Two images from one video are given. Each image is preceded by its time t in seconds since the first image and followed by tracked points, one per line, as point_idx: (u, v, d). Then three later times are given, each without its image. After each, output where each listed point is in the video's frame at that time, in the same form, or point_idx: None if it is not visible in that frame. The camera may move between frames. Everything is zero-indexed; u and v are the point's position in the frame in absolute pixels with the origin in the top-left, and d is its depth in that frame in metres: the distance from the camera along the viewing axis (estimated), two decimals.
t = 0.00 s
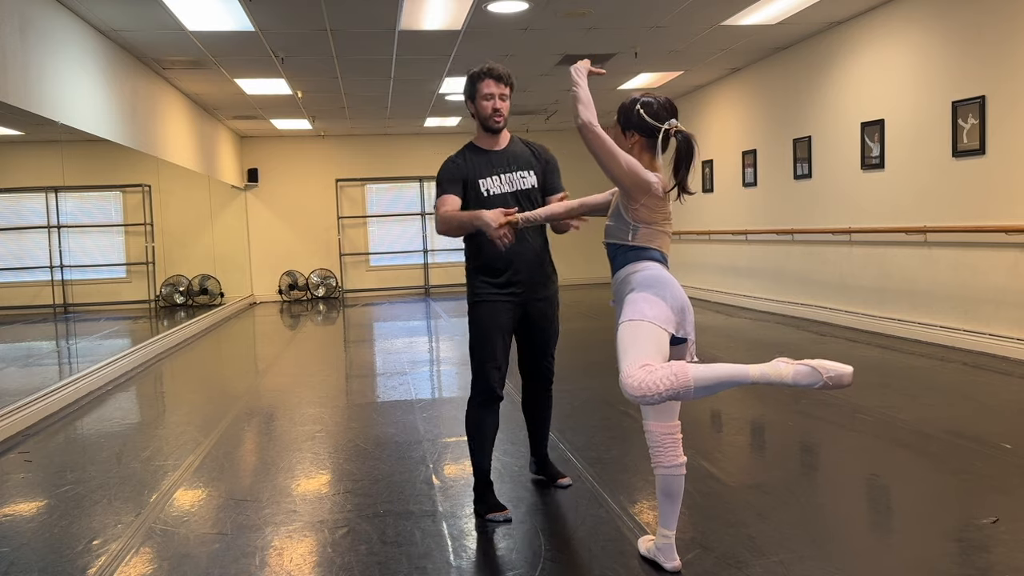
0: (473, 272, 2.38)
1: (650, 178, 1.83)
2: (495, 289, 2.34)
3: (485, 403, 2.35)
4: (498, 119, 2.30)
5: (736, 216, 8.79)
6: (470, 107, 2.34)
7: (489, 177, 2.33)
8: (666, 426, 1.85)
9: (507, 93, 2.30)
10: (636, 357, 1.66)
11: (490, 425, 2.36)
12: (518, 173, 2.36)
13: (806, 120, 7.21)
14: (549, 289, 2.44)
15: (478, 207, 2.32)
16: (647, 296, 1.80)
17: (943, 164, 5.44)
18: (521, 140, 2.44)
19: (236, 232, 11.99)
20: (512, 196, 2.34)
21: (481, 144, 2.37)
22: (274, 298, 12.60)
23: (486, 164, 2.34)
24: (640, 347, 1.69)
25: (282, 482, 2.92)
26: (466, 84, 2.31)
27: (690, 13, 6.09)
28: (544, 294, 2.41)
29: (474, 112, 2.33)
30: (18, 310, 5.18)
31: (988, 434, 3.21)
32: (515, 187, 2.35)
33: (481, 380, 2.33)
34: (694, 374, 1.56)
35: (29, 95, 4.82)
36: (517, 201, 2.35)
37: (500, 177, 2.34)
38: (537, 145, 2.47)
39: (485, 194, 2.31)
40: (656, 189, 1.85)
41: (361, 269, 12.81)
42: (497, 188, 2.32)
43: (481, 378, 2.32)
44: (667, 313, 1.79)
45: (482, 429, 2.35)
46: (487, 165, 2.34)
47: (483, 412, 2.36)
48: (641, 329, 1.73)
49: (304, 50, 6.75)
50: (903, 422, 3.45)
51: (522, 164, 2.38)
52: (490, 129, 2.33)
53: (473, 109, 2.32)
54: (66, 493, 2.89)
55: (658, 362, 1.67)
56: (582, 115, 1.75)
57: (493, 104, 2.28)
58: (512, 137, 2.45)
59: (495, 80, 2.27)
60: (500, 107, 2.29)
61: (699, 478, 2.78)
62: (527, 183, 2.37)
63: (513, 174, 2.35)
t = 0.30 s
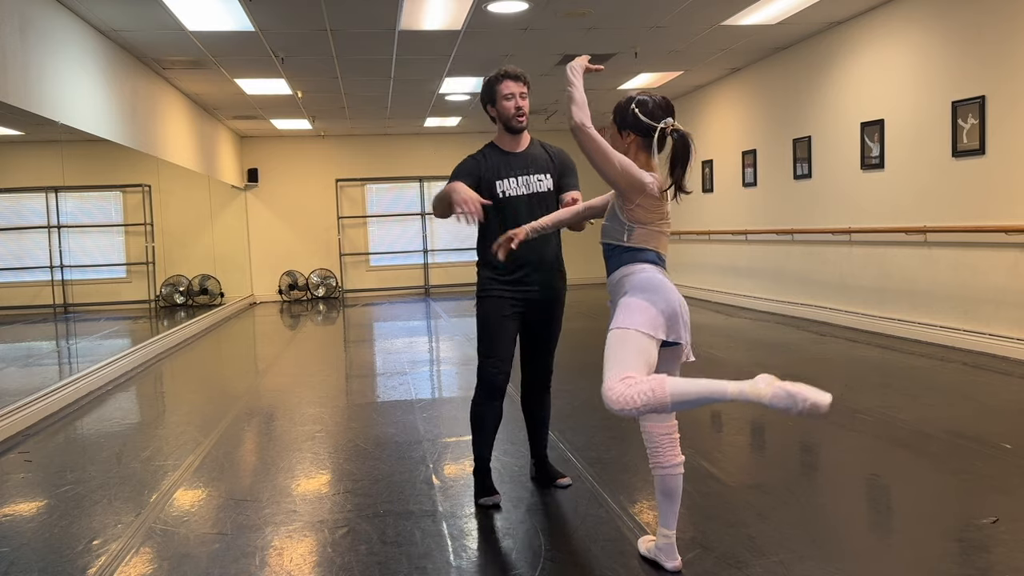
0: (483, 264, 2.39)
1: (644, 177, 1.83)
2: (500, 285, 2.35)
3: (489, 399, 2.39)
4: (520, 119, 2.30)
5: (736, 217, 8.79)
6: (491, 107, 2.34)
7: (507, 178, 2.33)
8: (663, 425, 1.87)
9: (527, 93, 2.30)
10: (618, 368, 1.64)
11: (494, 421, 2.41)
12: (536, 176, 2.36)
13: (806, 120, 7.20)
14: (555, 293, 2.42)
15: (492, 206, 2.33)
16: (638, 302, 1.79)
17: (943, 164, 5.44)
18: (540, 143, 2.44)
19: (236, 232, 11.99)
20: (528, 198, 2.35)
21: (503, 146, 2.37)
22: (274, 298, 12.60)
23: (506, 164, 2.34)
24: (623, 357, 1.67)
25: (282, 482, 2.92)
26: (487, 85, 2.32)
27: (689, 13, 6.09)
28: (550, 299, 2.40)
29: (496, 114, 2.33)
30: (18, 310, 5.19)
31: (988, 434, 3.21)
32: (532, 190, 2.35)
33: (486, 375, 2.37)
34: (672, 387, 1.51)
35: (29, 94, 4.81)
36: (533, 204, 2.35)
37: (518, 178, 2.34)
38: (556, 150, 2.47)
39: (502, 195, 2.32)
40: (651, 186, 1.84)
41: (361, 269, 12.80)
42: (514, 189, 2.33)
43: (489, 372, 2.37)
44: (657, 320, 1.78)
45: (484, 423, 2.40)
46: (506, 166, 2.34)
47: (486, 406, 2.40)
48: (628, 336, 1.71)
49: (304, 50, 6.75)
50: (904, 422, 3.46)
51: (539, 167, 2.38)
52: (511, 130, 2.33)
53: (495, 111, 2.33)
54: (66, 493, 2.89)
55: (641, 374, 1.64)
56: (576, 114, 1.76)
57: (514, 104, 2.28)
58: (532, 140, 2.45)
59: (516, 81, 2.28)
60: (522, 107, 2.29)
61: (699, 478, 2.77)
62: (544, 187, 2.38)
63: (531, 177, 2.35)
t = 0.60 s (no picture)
0: (482, 267, 2.38)
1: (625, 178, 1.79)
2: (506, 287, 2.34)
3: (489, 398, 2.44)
4: (520, 123, 2.30)
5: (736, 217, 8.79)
6: (492, 108, 2.34)
7: (507, 178, 2.32)
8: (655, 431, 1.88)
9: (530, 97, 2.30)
10: (607, 412, 1.79)
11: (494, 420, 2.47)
12: (536, 178, 2.36)
13: (806, 120, 7.20)
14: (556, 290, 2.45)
15: (495, 206, 2.32)
16: (617, 326, 1.78)
17: (943, 164, 5.44)
18: (539, 146, 2.44)
19: (236, 232, 11.99)
20: (527, 199, 2.34)
21: (503, 146, 2.36)
22: (274, 298, 12.60)
23: (505, 165, 2.34)
24: (610, 396, 1.79)
25: (282, 482, 2.92)
26: (489, 85, 2.32)
27: (689, 13, 6.08)
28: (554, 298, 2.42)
29: (497, 115, 2.33)
30: (18, 310, 5.19)
31: (988, 434, 3.21)
32: (532, 191, 2.35)
33: (486, 376, 2.41)
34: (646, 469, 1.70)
35: (29, 94, 4.81)
36: (533, 204, 2.35)
37: (518, 179, 2.33)
38: (555, 153, 2.48)
39: (502, 195, 2.31)
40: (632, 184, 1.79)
41: (361, 269, 12.80)
42: (513, 190, 2.32)
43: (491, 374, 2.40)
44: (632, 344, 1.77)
45: (484, 420, 2.46)
46: (506, 166, 2.34)
47: (485, 405, 2.45)
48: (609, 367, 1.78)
49: (304, 50, 6.75)
50: (903, 422, 3.46)
51: (539, 169, 2.38)
52: (511, 132, 2.33)
53: (496, 112, 2.32)
54: (66, 493, 2.89)
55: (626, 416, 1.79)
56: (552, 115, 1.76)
57: (515, 108, 2.28)
58: (531, 143, 2.45)
59: (518, 84, 2.28)
60: (522, 111, 2.29)
61: (699, 479, 2.78)
62: (544, 189, 2.37)
63: (531, 178, 2.35)
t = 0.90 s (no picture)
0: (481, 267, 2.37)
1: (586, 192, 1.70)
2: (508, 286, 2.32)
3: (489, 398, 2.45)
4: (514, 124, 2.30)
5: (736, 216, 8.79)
6: (484, 109, 2.34)
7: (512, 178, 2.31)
8: (632, 438, 1.85)
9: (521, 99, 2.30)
10: (576, 431, 1.78)
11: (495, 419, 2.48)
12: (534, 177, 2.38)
13: (806, 120, 7.20)
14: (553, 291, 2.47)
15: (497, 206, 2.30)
16: (579, 345, 1.75)
17: (943, 164, 5.44)
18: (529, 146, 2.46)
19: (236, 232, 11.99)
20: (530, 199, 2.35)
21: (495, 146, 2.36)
22: (274, 298, 12.60)
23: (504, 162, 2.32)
24: (578, 417, 1.77)
25: (282, 482, 2.92)
26: (484, 86, 2.31)
27: (689, 13, 6.09)
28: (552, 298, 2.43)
29: (489, 115, 2.33)
30: (18, 311, 5.20)
31: (988, 434, 3.21)
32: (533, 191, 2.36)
33: (486, 374, 2.41)
34: (611, 488, 1.79)
35: (29, 95, 4.81)
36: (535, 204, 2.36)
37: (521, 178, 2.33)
38: (542, 154, 2.52)
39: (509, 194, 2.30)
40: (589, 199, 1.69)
41: (361, 269, 12.80)
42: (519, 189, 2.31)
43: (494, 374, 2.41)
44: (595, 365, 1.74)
45: (483, 419, 2.47)
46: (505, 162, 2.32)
47: (485, 405, 2.46)
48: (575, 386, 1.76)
49: (305, 50, 6.76)
50: (903, 422, 3.45)
51: (536, 170, 2.41)
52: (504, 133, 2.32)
53: (489, 114, 2.32)
54: (66, 493, 2.89)
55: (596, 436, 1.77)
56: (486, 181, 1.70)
57: (508, 109, 2.28)
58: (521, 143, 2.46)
59: (512, 85, 2.28)
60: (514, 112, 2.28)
61: (699, 479, 2.77)
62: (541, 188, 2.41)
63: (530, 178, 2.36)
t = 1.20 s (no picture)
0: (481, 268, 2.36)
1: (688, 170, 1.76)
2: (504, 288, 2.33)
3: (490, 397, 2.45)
4: (505, 125, 2.31)
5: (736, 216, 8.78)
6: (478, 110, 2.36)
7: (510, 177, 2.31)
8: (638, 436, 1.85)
9: (514, 101, 2.32)
10: (577, 434, 1.78)
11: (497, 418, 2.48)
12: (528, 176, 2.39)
13: (806, 119, 7.20)
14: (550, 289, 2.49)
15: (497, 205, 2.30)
16: (574, 348, 1.74)
17: (943, 164, 5.44)
18: (524, 147, 2.46)
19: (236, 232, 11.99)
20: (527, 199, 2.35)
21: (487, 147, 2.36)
22: (274, 298, 12.60)
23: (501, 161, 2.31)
24: (580, 419, 1.77)
25: (282, 482, 2.92)
26: (477, 89, 2.33)
27: (689, 13, 6.09)
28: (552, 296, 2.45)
29: (483, 116, 2.34)
30: (18, 310, 5.20)
31: (988, 434, 3.21)
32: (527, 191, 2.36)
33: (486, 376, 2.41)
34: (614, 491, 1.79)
35: (29, 95, 4.81)
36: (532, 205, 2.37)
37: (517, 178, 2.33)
38: (538, 154, 2.53)
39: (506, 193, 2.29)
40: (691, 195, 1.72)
41: (361, 269, 12.81)
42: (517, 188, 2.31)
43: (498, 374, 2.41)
44: (592, 367, 1.72)
45: (482, 419, 2.46)
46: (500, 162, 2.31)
47: (484, 404, 2.45)
48: (576, 390, 1.75)
49: (305, 50, 6.76)
50: (903, 422, 3.46)
51: (531, 170, 2.42)
52: (496, 134, 2.33)
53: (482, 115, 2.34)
54: (66, 493, 2.89)
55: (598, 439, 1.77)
56: (529, 287, 1.76)
57: (501, 111, 2.30)
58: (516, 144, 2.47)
59: (505, 88, 2.29)
60: (507, 114, 2.30)
61: (699, 479, 2.77)
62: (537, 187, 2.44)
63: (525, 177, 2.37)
